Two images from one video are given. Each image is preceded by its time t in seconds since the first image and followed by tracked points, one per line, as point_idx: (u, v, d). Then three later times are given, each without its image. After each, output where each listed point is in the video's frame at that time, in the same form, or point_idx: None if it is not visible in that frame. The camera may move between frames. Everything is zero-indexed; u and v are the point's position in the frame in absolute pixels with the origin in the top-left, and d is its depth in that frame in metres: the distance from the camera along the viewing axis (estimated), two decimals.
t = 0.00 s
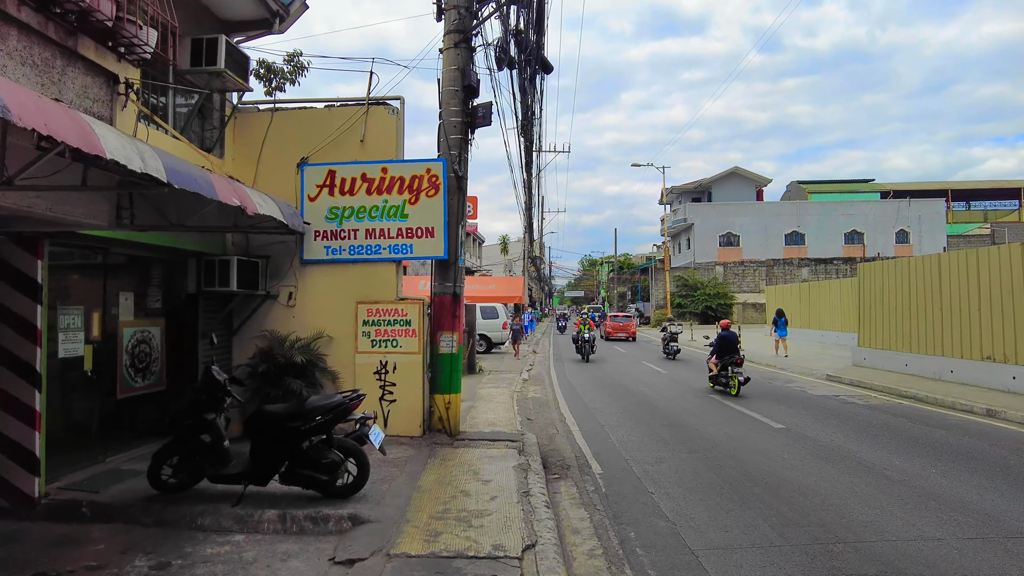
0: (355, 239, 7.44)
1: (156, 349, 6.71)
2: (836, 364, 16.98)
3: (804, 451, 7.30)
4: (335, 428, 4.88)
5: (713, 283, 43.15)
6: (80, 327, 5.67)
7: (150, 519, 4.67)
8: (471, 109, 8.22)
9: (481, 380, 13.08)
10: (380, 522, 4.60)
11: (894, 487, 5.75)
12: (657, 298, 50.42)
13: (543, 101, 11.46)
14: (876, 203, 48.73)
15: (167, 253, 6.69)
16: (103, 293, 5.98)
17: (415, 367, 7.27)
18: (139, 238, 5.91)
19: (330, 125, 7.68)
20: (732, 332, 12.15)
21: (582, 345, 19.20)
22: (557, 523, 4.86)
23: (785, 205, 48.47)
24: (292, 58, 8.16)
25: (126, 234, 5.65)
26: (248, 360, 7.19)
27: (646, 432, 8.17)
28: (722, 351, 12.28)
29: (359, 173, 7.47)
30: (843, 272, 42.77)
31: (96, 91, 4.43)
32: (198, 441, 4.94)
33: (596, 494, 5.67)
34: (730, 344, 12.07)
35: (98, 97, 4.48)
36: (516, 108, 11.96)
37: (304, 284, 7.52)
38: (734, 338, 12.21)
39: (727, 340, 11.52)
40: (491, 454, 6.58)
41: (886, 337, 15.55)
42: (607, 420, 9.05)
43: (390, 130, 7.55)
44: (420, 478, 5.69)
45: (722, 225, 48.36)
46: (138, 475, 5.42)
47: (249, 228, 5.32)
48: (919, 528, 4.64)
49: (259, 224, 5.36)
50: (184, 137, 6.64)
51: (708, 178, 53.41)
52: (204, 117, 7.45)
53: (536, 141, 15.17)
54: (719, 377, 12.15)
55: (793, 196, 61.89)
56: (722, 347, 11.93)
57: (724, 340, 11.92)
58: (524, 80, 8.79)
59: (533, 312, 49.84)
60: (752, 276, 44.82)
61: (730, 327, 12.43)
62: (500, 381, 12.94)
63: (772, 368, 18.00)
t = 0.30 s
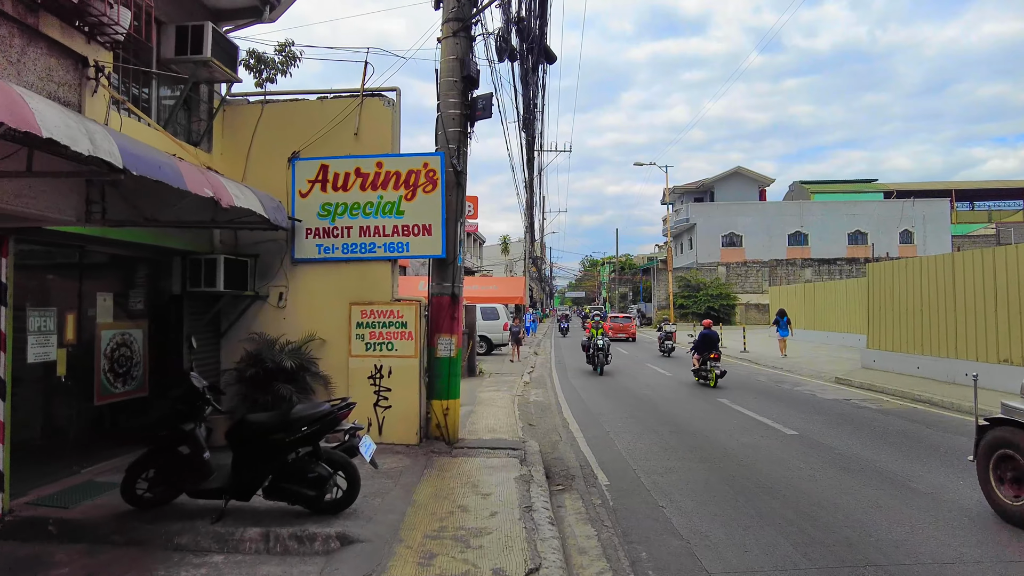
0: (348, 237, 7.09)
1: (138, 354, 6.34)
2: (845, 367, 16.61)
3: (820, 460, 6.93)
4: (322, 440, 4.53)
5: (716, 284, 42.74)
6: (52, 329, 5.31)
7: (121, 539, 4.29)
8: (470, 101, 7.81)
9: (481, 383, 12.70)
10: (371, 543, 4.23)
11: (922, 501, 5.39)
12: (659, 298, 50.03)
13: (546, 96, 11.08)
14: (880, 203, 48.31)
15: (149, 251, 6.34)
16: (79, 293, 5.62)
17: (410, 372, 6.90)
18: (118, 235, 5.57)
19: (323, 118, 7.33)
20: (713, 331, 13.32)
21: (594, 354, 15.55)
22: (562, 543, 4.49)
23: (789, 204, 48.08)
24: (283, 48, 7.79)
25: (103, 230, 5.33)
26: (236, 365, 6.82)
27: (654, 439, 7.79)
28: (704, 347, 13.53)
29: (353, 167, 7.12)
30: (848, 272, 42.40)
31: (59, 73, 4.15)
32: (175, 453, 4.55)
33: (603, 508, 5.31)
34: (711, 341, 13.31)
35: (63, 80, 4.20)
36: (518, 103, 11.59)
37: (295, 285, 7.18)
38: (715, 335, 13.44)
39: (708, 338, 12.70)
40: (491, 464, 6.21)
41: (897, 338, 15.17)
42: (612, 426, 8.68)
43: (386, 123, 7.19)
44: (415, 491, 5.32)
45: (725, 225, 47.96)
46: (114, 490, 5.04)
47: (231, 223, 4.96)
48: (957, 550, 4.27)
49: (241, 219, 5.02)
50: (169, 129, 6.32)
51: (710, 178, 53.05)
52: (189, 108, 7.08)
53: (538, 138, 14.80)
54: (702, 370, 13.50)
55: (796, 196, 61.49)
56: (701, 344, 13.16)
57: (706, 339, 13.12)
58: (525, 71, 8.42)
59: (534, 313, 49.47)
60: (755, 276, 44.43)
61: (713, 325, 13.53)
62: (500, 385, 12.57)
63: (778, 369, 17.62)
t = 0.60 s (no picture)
0: (340, 231, 6.76)
1: (117, 354, 6.02)
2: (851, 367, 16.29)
3: (835, 466, 6.61)
4: (305, 448, 4.20)
5: (719, 283, 42.39)
6: (22, 328, 4.98)
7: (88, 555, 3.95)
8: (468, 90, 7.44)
9: (480, 384, 12.36)
10: (358, 560, 3.90)
11: (948, 512, 5.05)
12: (660, 297, 49.68)
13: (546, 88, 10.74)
14: (883, 201, 47.95)
15: (129, 246, 6.00)
16: (52, 290, 5.30)
17: (405, 374, 6.56)
18: (93, 228, 5.25)
19: (313, 107, 7.00)
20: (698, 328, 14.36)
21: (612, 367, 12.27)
22: (565, 559, 4.17)
23: (791, 203, 47.73)
24: (273, 35, 7.45)
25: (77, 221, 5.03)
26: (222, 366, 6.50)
27: (660, 443, 7.48)
28: (690, 342, 14.69)
29: (345, 158, 6.79)
30: (850, 271, 42.07)
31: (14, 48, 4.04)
32: (146, 463, 4.21)
33: (609, 520, 4.99)
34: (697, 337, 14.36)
35: (22, 57, 4.14)
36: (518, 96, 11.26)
37: (284, 282, 6.85)
38: (700, 331, 14.53)
39: (692, 336, 13.82)
40: (489, 471, 5.88)
41: (906, 338, 14.85)
42: (616, 429, 8.34)
43: (379, 112, 6.86)
44: (409, 502, 4.99)
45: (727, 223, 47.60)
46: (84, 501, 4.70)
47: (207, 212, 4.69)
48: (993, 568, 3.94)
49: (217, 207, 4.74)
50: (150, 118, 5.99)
51: (712, 176, 52.75)
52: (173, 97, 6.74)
53: (539, 132, 14.47)
54: (689, 363, 14.70)
55: (798, 195, 61.12)
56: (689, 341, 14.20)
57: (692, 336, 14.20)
58: (525, 60, 8.07)
59: (535, 312, 49.10)
60: (757, 275, 44.08)
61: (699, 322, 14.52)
62: (499, 385, 12.22)
63: (784, 369, 17.31)
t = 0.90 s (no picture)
0: (331, 229, 6.39)
1: (92, 359, 5.64)
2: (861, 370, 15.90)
3: (855, 477, 6.22)
4: (286, 464, 3.84)
5: (722, 283, 41.98)
6: None
7: None
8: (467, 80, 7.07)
9: (481, 387, 11.99)
10: None
11: (986, 532, 4.66)
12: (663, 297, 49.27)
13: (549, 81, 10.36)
14: (888, 201, 47.49)
15: (105, 244, 5.65)
16: (18, 291, 4.92)
17: (399, 379, 6.18)
18: (62, 223, 4.95)
19: (303, 97, 6.63)
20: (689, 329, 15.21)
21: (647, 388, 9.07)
22: None
23: (795, 202, 47.29)
24: (261, 22, 7.09)
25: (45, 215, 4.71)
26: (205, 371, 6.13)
27: (669, 452, 7.11)
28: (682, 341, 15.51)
29: (336, 152, 6.43)
30: (855, 271, 41.64)
31: None
32: (109, 483, 3.80)
33: (617, 540, 4.62)
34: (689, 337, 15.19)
35: None
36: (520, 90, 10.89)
37: (272, 283, 6.49)
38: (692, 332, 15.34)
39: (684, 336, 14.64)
40: (489, 485, 5.51)
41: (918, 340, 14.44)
42: (622, 436, 7.97)
43: (372, 103, 6.49)
44: (401, 521, 4.61)
45: (730, 223, 47.19)
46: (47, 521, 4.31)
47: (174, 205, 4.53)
48: None
49: (185, 201, 4.58)
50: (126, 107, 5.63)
51: (716, 175, 52.36)
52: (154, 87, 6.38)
53: (541, 129, 14.09)
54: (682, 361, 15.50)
55: (801, 195, 60.65)
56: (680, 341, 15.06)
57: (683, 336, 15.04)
58: (527, 50, 7.71)
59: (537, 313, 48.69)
60: (761, 275, 43.65)
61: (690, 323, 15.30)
62: (500, 389, 11.85)
63: (792, 372, 16.93)
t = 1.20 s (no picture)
0: (322, 223, 6.06)
1: (68, 361, 5.31)
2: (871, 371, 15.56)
3: (879, 486, 5.85)
4: (265, 477, 3.50)
5: (726, 283, 41.58)
6: None
7: None
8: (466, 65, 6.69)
9: (482, 388, 11.64)
10: None
11: None
12: (666, 296, 48.88)
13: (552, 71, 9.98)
14: (893, 198, 47.02)
15: (81, 238, 5.32)
16: None
17: (395, 382, 5.83)
18: (24, 214, 4.52)
19: (293, 84, 6.30)
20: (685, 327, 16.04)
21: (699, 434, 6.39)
22: None
23: (799, 200, 46.86)
24: (251, 6, 6.76)
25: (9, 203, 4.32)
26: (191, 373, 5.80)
27: (679, 458, 6.75)
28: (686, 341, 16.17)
29: (327, 141, 6.09)
30: (860, 270, 41.22)
31: None
32: (73, 496, 3.46)
33: (627, 556, 4.28)
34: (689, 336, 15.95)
35: None
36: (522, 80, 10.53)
37: (261, 280, 6.16)
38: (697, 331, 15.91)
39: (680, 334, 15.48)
40: (489, 494, 5.16)
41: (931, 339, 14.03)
42: (628, 440, 7.63)
43: (365, 90, 6.15)
44: (394, 535, 4.28)
45: (734, 221, 46.78)
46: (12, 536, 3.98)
47: (140, 190, 4.35)
48: None
49: (152, 187, 4.37)
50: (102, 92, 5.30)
51: (719, 173, 51.96)
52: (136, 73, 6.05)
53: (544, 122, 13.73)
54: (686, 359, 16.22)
55: (805, 192, 60.18)
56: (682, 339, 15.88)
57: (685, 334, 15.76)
58: (530, 36, 7.34)
59: (539, 312, 48.33)
60: (765, 274, 43.23)
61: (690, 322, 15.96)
62: (501, 390, 11.50)
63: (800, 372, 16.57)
